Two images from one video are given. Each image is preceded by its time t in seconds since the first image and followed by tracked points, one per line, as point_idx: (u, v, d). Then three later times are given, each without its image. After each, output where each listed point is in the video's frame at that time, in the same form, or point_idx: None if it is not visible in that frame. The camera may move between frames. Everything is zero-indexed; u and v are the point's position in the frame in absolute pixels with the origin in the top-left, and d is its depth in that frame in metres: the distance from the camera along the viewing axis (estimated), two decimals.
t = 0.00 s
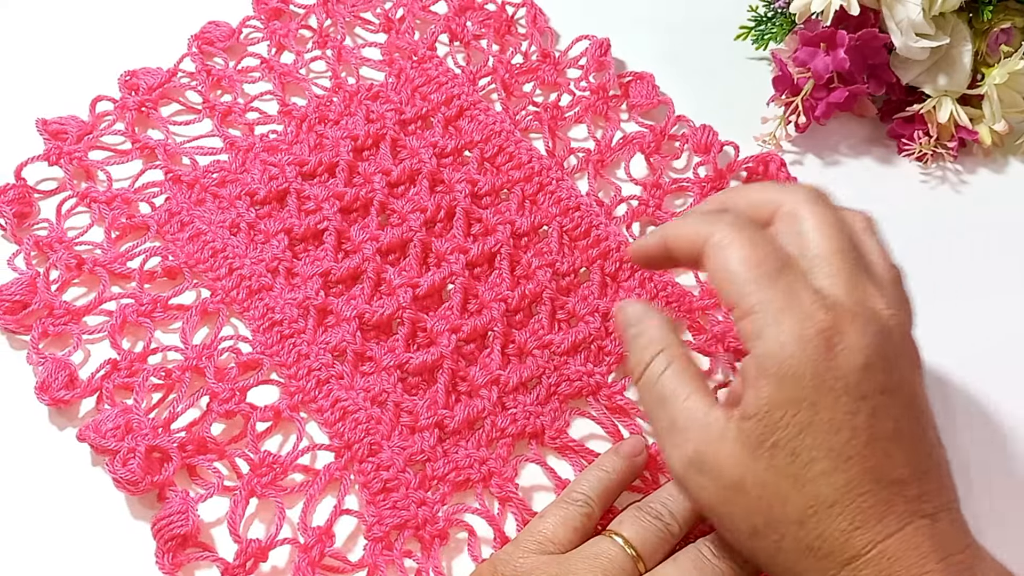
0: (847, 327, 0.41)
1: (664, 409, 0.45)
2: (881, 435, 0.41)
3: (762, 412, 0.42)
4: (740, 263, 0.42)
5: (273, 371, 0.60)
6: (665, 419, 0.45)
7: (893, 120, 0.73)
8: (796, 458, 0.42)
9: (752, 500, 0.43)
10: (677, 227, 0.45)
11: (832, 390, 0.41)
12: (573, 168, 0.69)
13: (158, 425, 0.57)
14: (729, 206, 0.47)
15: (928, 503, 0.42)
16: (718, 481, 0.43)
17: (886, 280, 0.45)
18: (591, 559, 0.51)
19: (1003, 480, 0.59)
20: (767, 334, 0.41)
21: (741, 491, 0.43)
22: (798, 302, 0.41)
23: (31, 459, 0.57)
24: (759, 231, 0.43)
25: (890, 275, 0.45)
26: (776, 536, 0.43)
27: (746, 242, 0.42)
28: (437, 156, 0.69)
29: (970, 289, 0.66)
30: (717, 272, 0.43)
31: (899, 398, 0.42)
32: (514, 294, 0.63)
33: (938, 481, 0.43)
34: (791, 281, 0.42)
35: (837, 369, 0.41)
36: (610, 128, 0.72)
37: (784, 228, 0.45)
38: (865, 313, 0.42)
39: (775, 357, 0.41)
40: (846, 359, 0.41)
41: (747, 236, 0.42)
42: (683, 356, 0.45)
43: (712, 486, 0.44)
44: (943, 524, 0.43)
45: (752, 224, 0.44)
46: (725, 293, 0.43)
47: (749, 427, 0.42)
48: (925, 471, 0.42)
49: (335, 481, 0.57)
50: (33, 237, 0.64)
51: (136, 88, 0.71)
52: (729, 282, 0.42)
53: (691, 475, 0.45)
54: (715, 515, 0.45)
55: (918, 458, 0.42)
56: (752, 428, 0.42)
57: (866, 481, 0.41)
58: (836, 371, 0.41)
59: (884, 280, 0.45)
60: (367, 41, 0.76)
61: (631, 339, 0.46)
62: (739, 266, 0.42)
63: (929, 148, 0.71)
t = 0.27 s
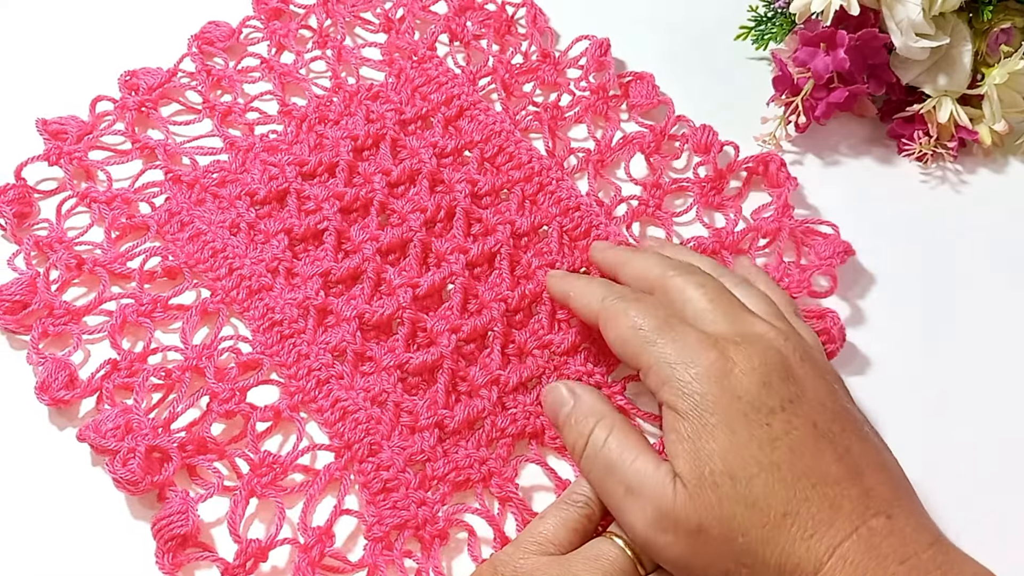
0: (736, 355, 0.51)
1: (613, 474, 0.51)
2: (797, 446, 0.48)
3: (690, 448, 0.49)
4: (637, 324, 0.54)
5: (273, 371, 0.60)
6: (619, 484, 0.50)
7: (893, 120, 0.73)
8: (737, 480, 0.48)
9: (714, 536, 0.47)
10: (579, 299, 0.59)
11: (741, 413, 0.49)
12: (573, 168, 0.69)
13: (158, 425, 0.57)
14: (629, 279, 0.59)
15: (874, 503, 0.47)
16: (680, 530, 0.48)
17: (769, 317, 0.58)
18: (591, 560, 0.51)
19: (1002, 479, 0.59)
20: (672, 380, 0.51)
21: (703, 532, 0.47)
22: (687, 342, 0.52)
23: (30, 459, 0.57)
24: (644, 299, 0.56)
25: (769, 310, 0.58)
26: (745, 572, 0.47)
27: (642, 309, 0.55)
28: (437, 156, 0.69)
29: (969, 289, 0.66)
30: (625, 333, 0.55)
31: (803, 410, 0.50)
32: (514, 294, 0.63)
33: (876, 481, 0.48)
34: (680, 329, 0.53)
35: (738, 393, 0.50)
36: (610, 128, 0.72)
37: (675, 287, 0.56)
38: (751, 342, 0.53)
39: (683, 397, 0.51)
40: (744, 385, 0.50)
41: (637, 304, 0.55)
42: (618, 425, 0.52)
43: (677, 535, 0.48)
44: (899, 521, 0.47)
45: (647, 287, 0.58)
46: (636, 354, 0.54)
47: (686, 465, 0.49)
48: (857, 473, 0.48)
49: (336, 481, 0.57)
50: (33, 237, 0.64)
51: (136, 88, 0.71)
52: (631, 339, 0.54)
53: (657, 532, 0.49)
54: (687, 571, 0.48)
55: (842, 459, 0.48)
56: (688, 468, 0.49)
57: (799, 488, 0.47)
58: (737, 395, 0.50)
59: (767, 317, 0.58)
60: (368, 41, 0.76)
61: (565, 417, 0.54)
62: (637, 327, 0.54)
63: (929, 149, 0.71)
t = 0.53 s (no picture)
0: (722, 365, 0.53)
1: (618, 477, 0.51)
2: (786, 440, 0.49)
3: (683, 447, 0.50)
4: (633, 339, 0.56)
5: (274, 371, 0.60)
6: (625, 488, 0.51)
7: (894, 121, 0.73)
8: (728, 471, 0.48)
9: (714, 528, 0.47)
10: (583, 309, 0.60)
11: (730, 412, 0.50)
12: (573, 168, 0.69)
13: (159, 425, 0.57)
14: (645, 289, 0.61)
15: (871, 493, 0.46)
16: (681, 525, 0.48)
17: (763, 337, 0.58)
18: (593, 561, 0.51)
19: (1003, 479, 0.59)
20: (665, 389, 0.53)
21: (703, 524, 0.47)
22: (677, 355, 0.54)
23: (31, 459, 0.57)
24: (643, 316, 0.58)
25: (764, 330, 0.59)
26: (747, 565, 0.46)
27: (642, 327, 0.57)
28: (438, 156, 0.69)
29: (969, 290, 0.66)
30: (623, 349, 0.56)
31: (792, 410, 0.51)
32: (515, 294, 0.63)
33: (872, 475, 0.48)
34: (673, 346, 0.55)
35: (725, 396, 0.51)
36: (611, 127, 0.72)
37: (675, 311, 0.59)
38: (739, 356, 0.54)
39: (675, 404, 0.52)
40: (732, 388, 0.51)
41: (635, 321, 0.57)
42: (620, 431, 0.53)
43: (678, 531, 0.48)
44: (899, 511, 0.46)
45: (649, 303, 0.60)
46: (633, 369, 0.55)
47: (682, 464, 0.50)
48: (850, 466, 0.48)
49: (337, 481, 0.57)
50: (33, 238, 0.64)
51: (136, 88, 0.71)
52: (628, 354, 0.56)
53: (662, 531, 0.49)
54: (692, 568, 0.48)
55: (833, 454, 0.48)
56: (683, 467, 0.49)
57: (791, 478, 0.47)
58: (724, 398, 0.51)
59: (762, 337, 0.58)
60: (368, 42, 0.76)
61: (562, 429, 0.53)
62: (633, 341, 0.56)
63: (929, 149, 0.71)
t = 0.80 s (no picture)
0: (720, 368, 0.53)
1: (618, 476, 0.51)
2: (784, 441, 0.49)
3: (681, 449, 0.50)
4: (630, 341, 0.56)
5: (274, 371, 0.60)
6: (625, 486, 0.51)
7: (894, 121, 0.73)
8: (726, 472, 0.48)
9: (712, 529, 0.47)
10: (580, 312, 0.60)
11: (727, 414, 0.50)
12: (573, 168, 0.69)
13: (158, 425, 0.57)
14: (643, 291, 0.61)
15: (869, 494, 0.46)
16: (680, 526, 0.48)
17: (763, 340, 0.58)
18: (592, 561, 0.51)
19: (1002, 479, 0.59)
20: (663, 391, 0.53)
21: (702, 525, 0.47)
22: (674, 358, 0.54)
23: (31, 459, 0.57)
24: (641, 320, 0.58)
25: (762, 333, 0.59)
26: (746, 566, 0.46)
27: (639, 331, 0.57)
28: (438, 156, 0.69)
29: (969, 290, 0.66)
30: (620, 353, 0.56)
31: (790, 411, 0.51)
32: (515, 294, 0.63)
33: (870, 476, 0.48)
34: (670, 349, 0.55)
35: (723, 398, 0.51)
36: (611, 127, 0.72)
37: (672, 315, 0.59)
38: (737, 359, 0.54)
39: (673, 406, 0.52)
40: (729, 389, 0.51)
41: (633, 325, 0.57)
42: (620, 429, 0.53)
43: (677, 532, 0.48)
44: (898, 512, 0.46)
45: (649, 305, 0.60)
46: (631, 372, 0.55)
47: (680, 465, 0.50)
48: (849, 467, 0.48)
49: (336, 481, 0.57)
50: (33, 238, 0.64)
51: (136, 88, 0.71)
52: (626, 357, 0.56)
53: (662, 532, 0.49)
54: (691, 569, 0.48)
55: (831, 455, 0.48)
56: (681, 468, 0.49)
57: (789, 479, 0.47)
58: (722, 400, 0.51)
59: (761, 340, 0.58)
60: (368, 41, 0.76)
61: (561, 428, 0.53)
62: (630, 344, 0.56)
63: (929, 149, 0.71)
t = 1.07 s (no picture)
0: (744, 348, 0.51)
1: (621, 458, 0.51)
2: (798, 442, 0.48)
3: (692, 439, 0.49)
4: (650, 320, 0.55)
5: (274, 371, 0.60)
6: (628, 470, 0.51)
7: (894, 121, 0.73)
8: (735, 474, 0.48)
9: (713, 529, 0.47)
10: (603, 297, 0.60)
11: (744, 406, 0.49)
12: (573, 168, 0.69)
13: (158, 425, 0.57)
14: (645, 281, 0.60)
15: (874, 505, 0.46)
16: (681, 520, 0.48)
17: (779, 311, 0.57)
18: (592, 561, 0.51)
19: (1003, 478, 0.59)
20: (679, 372, 0.52)
21: (703, 523, 0.47)
22: (695, 337, 0.53)
23: (31, 459, 0.57)
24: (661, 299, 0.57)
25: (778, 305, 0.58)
26: (743, 565, 0.47)
27: (657, 311, 0.56)
28: (438, 156, 0.69)
29: (969, 290, 0.66)
30: (639, 331, 0.56)
31: (808, 405, 0.50)
32: (515, 294, 0.63)
33: (879, 483, 0.47)
34: (690, 325, 0.54)
35: (742, 387, 0.50)
36: (611, 127, 0.72)
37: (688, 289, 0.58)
38: (759, 336, 0.52)
39: (688, 390, 0.51)
40: (748, 374, 0.50)
41: (655, 304, 0.56)
42: (626, 406, 0.53)
43: (678, 524, 0.48)
44: (899, 526, 0.46)
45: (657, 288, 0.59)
46: (648, 351, 0.55)
47: (689, 457, 0.49)
48: (859, 473, 0.47)
49: (336, 481, 0.57)
50: (33, 238, 0.64)
51: (136, 88, 0.71)
52: (644, 336, 0.55)
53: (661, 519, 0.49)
54: (688, 558, 0.49)
55: (844, 460, 0.48)
56: (691, 461, 0.49)
57: (799, 485, 0.47)
58: (741, 389, 0.50)
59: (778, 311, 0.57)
60: (368, 41, 0.76)
61: (569, 394, 0.54)
62: (650, 323, 0.55)
63: (929, 149, 0.71)
